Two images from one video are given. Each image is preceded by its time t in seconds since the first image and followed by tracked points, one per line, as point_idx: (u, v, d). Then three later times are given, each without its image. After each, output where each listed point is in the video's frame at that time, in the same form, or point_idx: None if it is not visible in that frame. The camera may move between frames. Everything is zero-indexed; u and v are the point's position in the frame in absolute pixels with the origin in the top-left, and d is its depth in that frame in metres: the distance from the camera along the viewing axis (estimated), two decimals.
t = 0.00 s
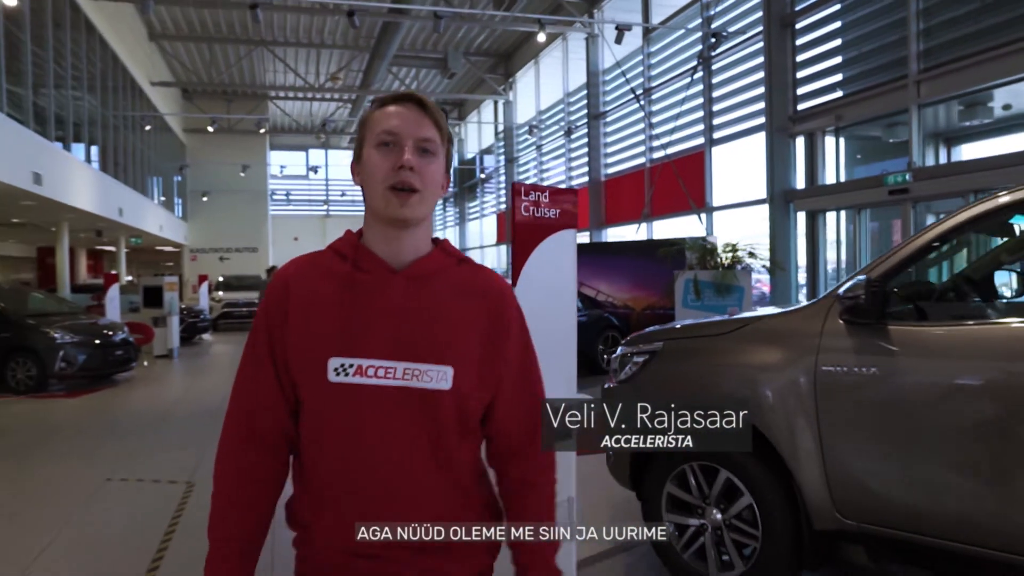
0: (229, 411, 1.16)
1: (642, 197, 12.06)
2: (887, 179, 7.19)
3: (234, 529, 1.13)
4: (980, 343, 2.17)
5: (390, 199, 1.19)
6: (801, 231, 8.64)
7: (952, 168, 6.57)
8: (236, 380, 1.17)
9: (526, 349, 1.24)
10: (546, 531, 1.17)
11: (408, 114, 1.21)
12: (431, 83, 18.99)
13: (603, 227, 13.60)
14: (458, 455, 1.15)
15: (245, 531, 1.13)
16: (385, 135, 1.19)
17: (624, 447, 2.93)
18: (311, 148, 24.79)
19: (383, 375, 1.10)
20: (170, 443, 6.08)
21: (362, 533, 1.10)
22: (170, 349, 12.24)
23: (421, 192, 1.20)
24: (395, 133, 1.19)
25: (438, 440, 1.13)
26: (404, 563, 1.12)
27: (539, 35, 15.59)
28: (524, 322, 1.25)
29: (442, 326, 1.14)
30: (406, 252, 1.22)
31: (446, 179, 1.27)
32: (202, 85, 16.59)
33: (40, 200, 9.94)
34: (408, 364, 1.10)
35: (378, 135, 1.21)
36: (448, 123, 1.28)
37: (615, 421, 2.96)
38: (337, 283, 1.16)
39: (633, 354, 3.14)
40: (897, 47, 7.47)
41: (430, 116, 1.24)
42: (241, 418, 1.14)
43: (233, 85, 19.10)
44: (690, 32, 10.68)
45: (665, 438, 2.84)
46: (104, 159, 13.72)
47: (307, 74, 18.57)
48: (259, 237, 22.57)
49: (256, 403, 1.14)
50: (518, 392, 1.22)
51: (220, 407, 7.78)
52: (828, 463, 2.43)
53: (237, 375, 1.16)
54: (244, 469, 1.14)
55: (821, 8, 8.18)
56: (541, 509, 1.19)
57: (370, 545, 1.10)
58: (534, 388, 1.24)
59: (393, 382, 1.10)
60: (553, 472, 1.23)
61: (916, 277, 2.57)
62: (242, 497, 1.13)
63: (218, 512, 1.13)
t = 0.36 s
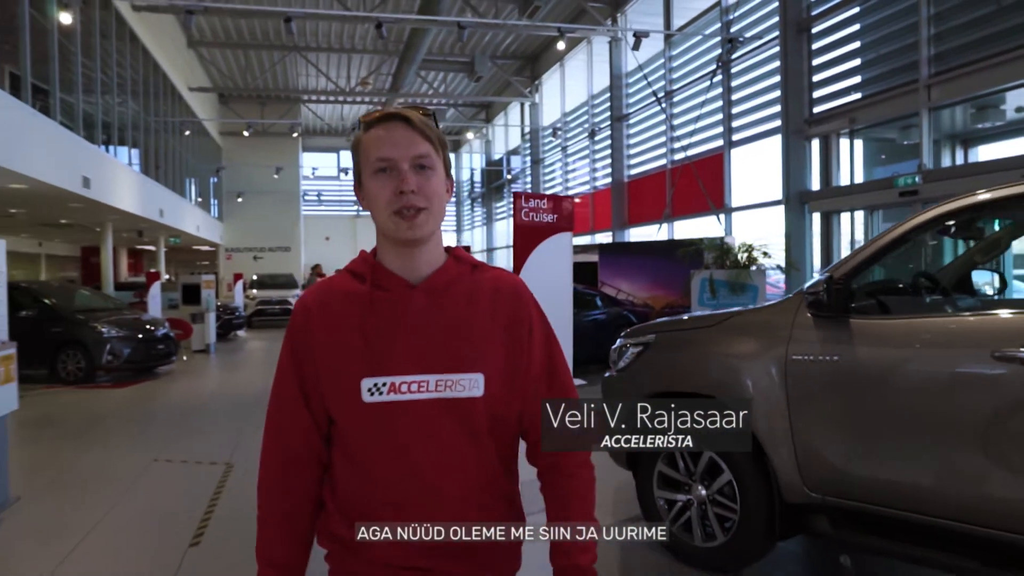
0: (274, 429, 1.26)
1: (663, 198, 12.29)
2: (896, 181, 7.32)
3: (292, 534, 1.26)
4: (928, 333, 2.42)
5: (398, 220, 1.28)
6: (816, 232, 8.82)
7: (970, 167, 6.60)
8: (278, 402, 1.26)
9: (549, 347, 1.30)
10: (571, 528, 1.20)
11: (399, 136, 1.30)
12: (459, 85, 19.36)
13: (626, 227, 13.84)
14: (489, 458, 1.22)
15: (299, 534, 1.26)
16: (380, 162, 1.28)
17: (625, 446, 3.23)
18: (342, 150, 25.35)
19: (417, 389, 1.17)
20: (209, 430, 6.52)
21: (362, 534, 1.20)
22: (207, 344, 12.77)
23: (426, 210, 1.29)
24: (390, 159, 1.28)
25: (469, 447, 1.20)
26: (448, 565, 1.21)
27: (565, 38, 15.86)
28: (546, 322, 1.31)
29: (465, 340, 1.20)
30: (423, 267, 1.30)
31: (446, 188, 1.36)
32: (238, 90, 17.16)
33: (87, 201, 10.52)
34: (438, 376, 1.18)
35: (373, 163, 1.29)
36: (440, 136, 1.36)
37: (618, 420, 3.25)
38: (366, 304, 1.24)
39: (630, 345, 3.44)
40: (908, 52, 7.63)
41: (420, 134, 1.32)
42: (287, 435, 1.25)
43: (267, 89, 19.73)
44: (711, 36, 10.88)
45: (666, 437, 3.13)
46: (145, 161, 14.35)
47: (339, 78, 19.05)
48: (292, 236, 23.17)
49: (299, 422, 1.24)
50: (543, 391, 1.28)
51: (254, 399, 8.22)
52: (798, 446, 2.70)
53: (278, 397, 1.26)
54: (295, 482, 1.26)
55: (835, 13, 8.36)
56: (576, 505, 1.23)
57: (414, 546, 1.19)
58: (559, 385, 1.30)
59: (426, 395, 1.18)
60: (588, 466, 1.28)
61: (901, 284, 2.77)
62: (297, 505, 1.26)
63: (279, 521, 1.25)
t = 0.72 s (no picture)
0: (297, 402, 1.18)
1: (680, 198, 12.51)
2: (903, 183, 7.48)
3: (309, 519, 1.15)
4: (887, 325, 2.68)
5: (432, 208, 1.27)
6: (826, 232, 9.00)
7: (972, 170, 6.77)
8: (299, 376, 1.19)
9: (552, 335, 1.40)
10: (569, 530, 1.32)
11: (436, 121, 1.28)
12: (481, 88, 19.71)
13: (644, 227, 14.08)
14: (509, 435, 1.26)
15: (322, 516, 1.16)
16: (416, 148, 1.26)
17: (626, 445, 3.50)
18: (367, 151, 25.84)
19: (446, 365, 1.18)
20: (242, 419, 6.92)
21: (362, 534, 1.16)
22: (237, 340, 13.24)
23: (458, 198, 1.29)
24: (425, 144, 1.26)
25: (490, 426, 1.22)
26: (469, 542, 1.20)
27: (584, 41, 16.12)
28: (553, 314, 1.39)
29: (490, 321, 1.23)
30: (449, 251, 1.31)
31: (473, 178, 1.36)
32: (267, 94, 17.67)
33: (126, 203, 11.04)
34: (467, 353, 1.20)
35: (408, 147, 1.27)
36: (472, 122, 1.35)
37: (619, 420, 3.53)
38: (396, 278, 1.22)
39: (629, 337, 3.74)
40: (914, 57, 7.80)
41: (457, 120, 1.30)
42: (310, 410, 1.17)
43: (294, 93, 20.24)
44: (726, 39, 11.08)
45: (666, 437, 3.39)
46: (178, 164, 14.89)
47: (364, 82, 19.48)
48: (318, 236, 23.68)
49: (323, 396, 1.17)
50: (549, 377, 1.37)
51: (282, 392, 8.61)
52: (775, 428, 2.98)
53: (301, 370, 1.19)
54: (316, 458, 1.18)
55: (847, 18, 8.54)
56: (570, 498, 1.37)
57: (441, 521, 1.18)
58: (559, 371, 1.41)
59: (455, 371, 1.19)
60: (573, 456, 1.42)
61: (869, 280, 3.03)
62: (318, 484, 1.16)
63: (298, 500, 1.15)
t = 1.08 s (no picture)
0: (350, 402, 1.20)
1: (693, 199, 12.74)
2: (906, 186, 7.67)
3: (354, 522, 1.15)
4: (858, 321, 2.95)
5: (495, 219, 1.29)
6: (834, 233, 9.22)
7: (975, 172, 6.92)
8: (354, 377, 1.21)
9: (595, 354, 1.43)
10: (567, 529, 1.28)
11: (512, 136, 1.30)
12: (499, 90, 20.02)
13: (658, 227, 14.32)
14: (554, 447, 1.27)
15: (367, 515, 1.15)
16: (488, 158, 1.28)
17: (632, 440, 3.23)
18: (387, 152, 26.26)
19: (492, 377, 1.19)
20: (269, 411, 7.31)
21: (361, 534, 1.14)
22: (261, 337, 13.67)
23: (521, 214, 1.31)
24: (500, 157, 1.28)
25: (531, 438, 1.24)
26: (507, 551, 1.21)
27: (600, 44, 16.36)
28: (598, 334, 1.43)
29: (537, 335, 1.25)
30: (507, 264, 1.34)
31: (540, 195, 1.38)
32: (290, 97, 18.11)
33: (156, 205, 11.48)
34: (514, 367, 1.21)
35: (481, 156, 1.29)
36: (545, 142, 1.37)
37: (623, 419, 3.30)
38: (449, 287, 1.24)
39: (629, 333, 4.03)
40: (917, 63, 7.99)
41: (532, 139, 1.33)
42: (361, 410, 1.19)
43: (316, 96, 20.70)
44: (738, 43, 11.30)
45: (667, 437, 3.40)
46: (204, 166, 15.37)
47: (384, 85, 19.85)
48: (338, 236, 24.13)
49: (375, 398, 1.19)
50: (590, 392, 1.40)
51: (306, 386, 8.99)
52: (759, 414, 3.26)
53: (354, 370, 1.21)
54: (365, 457, 1.18)
55: (856, 23, 8.73)
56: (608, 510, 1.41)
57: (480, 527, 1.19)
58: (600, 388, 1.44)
59: (501, 383, 1.20)
60: (613, 473, 1.45)
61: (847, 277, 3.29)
62: (367, 484, 1.17)
63: (344, 499, 1.16)
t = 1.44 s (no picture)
0: (371, 392, 1.28)
1: (698, 200, 13.00)
2: (900, 188, 7.90)
3: (371, 497, 1.26)
4: (824, 316, 3.24)
5: (495, 202, 1.29)
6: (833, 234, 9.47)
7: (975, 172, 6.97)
8: (374, 364, 1.29)
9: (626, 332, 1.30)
10: (564, 530, 1.20)
11: (508, 120, 1.29)
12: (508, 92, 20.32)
13: (664, 227, 14.59)
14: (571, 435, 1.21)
15: (385, 499, 1.26)
16: (485, 142, 1.28)
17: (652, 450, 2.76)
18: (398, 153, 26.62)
19: (497, 358, 1.18)
20: (285, 404, 7.64)
21: (359, 535, 1.24)
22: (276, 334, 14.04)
23: (522, 196, 1.29)
24: (495, 141, 1.28)
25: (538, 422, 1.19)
26: (512, 540, 1.19)
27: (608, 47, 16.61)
28: (630, 313, 1.31)
29: (543, 314, 1.20)
30: (511, 248, 1.32)
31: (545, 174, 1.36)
32: (304, 100, 18.48)
33: (175, 206, 11.86)
34: (519, 347, 1.18)
35: (479, 141, 1.30)
36: (544, 123, 1.35)
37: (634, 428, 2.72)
38: (455, 274, 1.26)
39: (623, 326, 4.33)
40: (911, 69, 8.21)
41: (529, 121, 1.31)
42: (377, 400, 1.27)
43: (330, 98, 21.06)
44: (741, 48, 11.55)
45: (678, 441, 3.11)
46: (221, 167, 15.76)
47: (396, 87, 20.16)
48: (351, 236, 24.52)
49: (391, 388, 1.27)
50: (620, 372, 1.29)
51: (320, 381, 9.33)
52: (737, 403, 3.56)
53: (372, 361, 1.29)
54: (388, 445, 1.27)
55: (856, 29, 8.92)
56: (656, 507, 1.24)
57: (482, 511, 1.20)
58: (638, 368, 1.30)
59: (506, 364, 1.18)
60: (668, 469, 1.27)
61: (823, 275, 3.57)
62: (390, 472, 1.27)
63: (367, 482, 1.26)
